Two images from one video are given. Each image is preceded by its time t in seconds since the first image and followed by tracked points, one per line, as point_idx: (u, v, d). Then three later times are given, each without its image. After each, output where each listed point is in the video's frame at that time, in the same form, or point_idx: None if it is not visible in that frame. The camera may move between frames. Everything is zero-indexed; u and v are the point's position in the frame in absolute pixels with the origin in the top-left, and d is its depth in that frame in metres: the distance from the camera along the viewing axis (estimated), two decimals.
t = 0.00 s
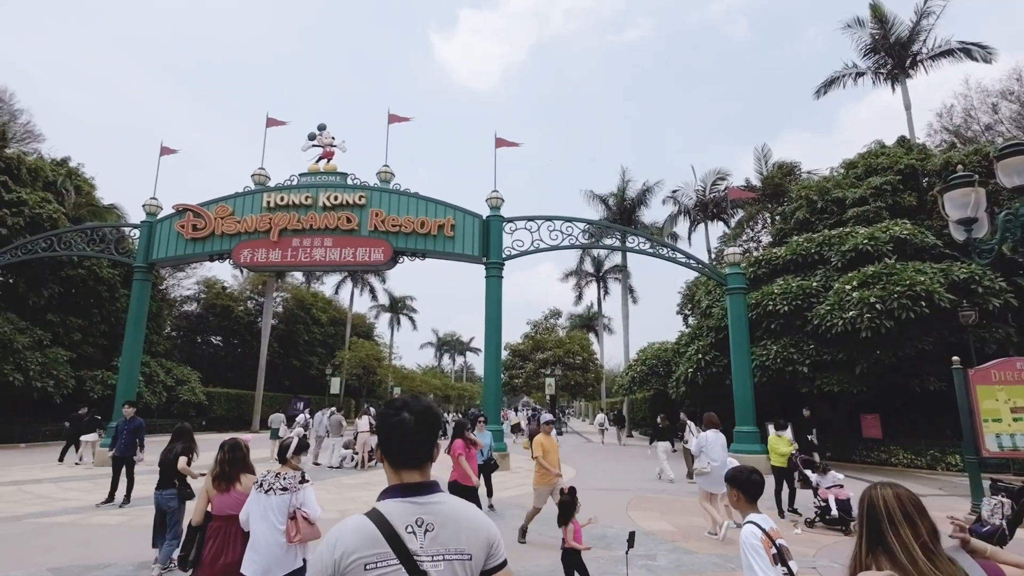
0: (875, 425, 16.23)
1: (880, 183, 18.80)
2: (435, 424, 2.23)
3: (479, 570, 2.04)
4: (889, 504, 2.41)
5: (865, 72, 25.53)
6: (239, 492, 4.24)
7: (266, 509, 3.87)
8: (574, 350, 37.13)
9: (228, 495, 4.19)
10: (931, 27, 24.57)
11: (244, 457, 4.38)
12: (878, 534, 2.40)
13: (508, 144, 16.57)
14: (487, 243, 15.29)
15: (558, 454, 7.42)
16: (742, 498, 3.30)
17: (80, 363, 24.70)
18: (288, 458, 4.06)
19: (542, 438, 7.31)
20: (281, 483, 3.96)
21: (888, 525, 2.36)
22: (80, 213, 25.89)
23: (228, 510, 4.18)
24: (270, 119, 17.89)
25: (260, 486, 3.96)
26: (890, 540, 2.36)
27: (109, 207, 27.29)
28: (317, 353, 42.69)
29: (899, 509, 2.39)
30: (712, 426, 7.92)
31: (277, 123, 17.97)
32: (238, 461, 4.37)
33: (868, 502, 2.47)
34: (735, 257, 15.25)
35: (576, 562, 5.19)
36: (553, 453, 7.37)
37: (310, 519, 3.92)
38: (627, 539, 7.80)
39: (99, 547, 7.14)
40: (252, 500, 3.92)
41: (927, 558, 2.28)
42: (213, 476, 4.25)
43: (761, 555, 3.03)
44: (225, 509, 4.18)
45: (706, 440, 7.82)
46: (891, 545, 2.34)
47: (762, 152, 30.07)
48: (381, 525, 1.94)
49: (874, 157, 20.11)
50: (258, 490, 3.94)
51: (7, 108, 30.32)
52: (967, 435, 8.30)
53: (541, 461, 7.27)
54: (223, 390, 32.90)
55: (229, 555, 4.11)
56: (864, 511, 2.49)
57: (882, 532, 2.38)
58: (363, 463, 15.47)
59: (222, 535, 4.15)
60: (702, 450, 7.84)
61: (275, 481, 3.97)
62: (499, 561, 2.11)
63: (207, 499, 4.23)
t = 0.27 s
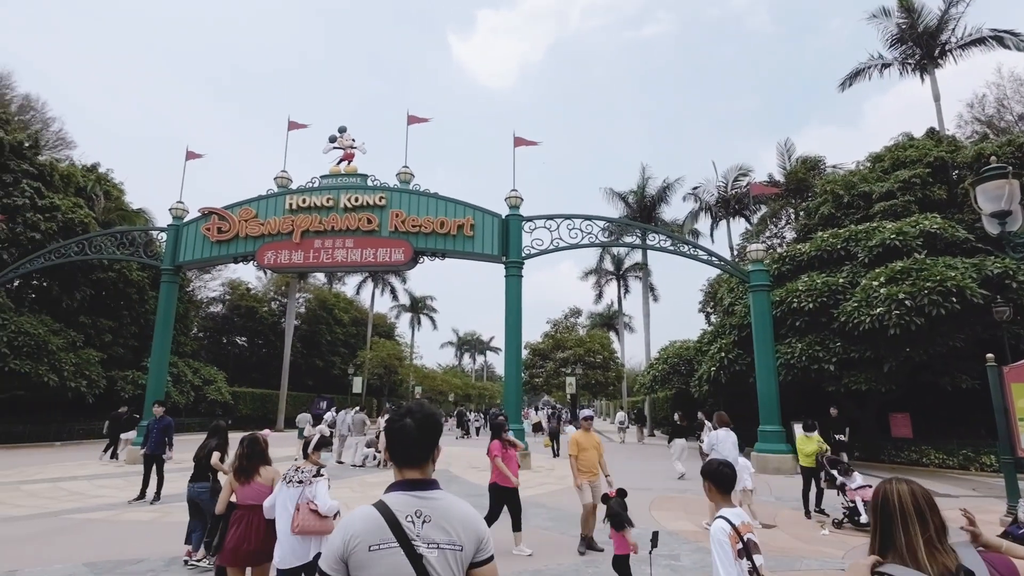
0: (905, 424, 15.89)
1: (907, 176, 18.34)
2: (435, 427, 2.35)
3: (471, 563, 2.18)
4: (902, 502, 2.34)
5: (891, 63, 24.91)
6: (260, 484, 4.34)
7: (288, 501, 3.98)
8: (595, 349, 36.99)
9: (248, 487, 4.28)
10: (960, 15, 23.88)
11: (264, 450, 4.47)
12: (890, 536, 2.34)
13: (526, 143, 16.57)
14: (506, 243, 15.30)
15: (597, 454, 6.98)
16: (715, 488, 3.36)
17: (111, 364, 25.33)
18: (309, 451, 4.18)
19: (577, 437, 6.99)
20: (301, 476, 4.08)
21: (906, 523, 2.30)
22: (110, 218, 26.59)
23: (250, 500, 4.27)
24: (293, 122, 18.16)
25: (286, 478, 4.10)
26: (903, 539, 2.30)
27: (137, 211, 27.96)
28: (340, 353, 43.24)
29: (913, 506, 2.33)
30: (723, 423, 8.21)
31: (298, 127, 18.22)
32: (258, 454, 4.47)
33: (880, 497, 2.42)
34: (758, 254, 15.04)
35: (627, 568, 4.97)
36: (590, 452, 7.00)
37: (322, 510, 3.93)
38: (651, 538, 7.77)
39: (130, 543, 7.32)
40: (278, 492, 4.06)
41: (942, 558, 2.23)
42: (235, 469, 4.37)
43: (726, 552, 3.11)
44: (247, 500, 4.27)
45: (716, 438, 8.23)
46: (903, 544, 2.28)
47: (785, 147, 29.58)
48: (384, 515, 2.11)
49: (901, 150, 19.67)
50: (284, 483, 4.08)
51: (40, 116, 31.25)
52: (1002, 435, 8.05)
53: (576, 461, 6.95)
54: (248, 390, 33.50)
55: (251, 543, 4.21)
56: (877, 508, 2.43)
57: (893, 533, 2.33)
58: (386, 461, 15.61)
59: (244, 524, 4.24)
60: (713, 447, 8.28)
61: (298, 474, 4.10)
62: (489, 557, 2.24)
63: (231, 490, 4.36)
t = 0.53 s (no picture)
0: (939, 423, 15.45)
1: (941, 167, 17.82)
2: (438, 416, 2.68)
3: (466, 530, 2.56)
4: (925, 494, 2.26)
5: (922, 51, 24.21)
6: (290, 478, 4.42)
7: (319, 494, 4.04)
8: (618, 347, 36.74)
9: (280, 480, 4.36)
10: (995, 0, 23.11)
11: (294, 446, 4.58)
12: (916, 532, 2.25)
13: (547, 141, 16.53)
14: (528, 241, 15.30)
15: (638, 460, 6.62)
16: (689, 485, 3.63)
17: (144, 364, 25.99)
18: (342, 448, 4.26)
19: (617, 441, 6.78)
20: (332, 471, 4.16)
21: (934, 515, 2.22)
22: (141, 221, 27.28)
23: (281, 494, 4.35)
24: (316, 124, 18.40)
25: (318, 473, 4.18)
26: (935, 531, 2.21)
27: (167, 214, 28.66)
28: (364, 352, 43.72)
29: (936, 499, 2.25)
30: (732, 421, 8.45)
31: (321, 129, 18.46)
32: (289, 451, 4.58)
33: (896, 493, 2.32)
34: (785, 249, 14.78)
35: None
36: (631, 457, 6.63)
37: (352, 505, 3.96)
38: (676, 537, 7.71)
39: (164, 538, 7.51)
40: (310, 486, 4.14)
41: (973, 546, 2.16)
42: (267, 464, 4.47)
43: (692, 538, 3.29)
44: (279, 493, 4.36)
45: (726, 435, 8.38)
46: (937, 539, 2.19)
47: (811, 140, 28.98)
48: (396, 490, 2.42)
49: (934, 141, 19.15)
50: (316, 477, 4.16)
51: (74, 124, 32.20)
52: None
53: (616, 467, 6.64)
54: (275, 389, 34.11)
55: (285, 534, 4.32)
56: (897, 505, 2.32)
57: (917, 525, 2.24)
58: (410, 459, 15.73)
59: (277, 515, 4.34)
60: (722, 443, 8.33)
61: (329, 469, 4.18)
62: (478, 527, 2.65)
63: (263, 484, 4.45)
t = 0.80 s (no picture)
0: (969, 422, 15.05)
1: (969, 159, 17.39)
2: (428, 415, 2.79)
3: (459, 519, 2.70)
4: (930, 492, 2.21)
5: (949, 41, 23.60)
6: (320, 471, 4.48)
7: (344, 488, 4.07)
8: (637, 345, 36.54)
9: (309, 472, 4.42)
10: None
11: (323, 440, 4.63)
12: (920, 528, 2.19)
13: (564, 139, 16.47)
14: (546, 239, 15.26)
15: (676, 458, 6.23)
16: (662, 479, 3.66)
17: (169, 363, 26.52)
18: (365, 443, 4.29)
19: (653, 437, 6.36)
20: (356, 466, 4.19)
21: (939, 512, 2.17)
22: (165, 223, 27.84)
23: (311, 486, 4.42)
24: (335, 126, 18.58)
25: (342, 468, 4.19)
26: (939, 530, 2.16)
27: (190, 216, 29.18)
28: (383, 351, 44.09)
29: (941, 496, 2.20)
30: (744, 418, 8.55)
31: (340, 130, 18.63)
32: (319, 444, 4.64)
33: (901, 489, 2.27)
34: (808, 245, 14.54)
35: None
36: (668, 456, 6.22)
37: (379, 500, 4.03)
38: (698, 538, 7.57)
39: (190, 533, 7.66)
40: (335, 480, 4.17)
41: (975, 544, 2.12)
42: (299, 457, 4.54)
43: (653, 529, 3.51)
44: (308, 485, 4.42)
45: (735, 430, 8.53)
46: (941, 537, 2.14)
47: (834, 134, 28.46)
48: (394, 485, 2.55)
49: (962, 132, 18.69)
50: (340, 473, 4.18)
51: (100, 129, 32.95)
52: None
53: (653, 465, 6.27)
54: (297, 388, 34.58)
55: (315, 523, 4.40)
56: (899, 503, 2.27)
57: (922, 524, 2.19)
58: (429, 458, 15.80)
59: (305, 506, 4.42)
60: (733, 439, 8.57)
61: (352, 464, 4.21)
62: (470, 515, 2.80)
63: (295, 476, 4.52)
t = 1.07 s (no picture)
0: (1006, 420, 14.59)
1: (1004, 149, 16.83)
2: (420, 409, 3.10)
3: (449, 502, 2.96)
4: (904, 485, 2.44)
5: (983, 27, 22.85)
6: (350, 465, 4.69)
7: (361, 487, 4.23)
8: (659, 342, 36.22)
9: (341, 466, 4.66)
10: None
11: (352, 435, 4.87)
12: (892, 518, 2.45)
13: (585, 135, 16.39)
14: (567, 236, 15.21)
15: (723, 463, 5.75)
16: (631, 468, 4.14)
17: (198, 362, 27.10)
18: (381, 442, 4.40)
19: (696, 442, 5.78)
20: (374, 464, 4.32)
21: (910, 504, 2.42)
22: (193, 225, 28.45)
23: (342, 479, 4.66)
24: (357, 126, 18.78)
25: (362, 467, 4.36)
26: (910, 518, 2.42)
27: (216, 217, 29.76)
28: (405, 349, 44.39)
29: (908, 488, 2.45)
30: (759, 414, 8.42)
31: (360, 130, 18.83)
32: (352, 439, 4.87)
33: (876, 485, 2.50)
34: (835, 239, 14.25)
35: None
36: (716, 461, 5.71)
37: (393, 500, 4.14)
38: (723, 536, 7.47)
39: (219, 527, 7.84)
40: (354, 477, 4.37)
41: (940, 534, 2.41)
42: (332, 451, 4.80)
43: (624, 516, 3.93)
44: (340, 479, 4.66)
45: (750, 427, 8.38)
46: (914, 526, 2.39)
47: (861, 125, 27.80)
48: (383, 474, 2.90)
49: (996, 121, 18.12)
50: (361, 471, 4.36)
51: (130, 133, 33.78)
52: None
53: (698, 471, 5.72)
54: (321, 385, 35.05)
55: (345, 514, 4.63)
56: (873, 496, 2.51)
57: (894, 515, 2.44)
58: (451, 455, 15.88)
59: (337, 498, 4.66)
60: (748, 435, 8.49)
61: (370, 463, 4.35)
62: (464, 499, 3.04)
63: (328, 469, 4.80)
